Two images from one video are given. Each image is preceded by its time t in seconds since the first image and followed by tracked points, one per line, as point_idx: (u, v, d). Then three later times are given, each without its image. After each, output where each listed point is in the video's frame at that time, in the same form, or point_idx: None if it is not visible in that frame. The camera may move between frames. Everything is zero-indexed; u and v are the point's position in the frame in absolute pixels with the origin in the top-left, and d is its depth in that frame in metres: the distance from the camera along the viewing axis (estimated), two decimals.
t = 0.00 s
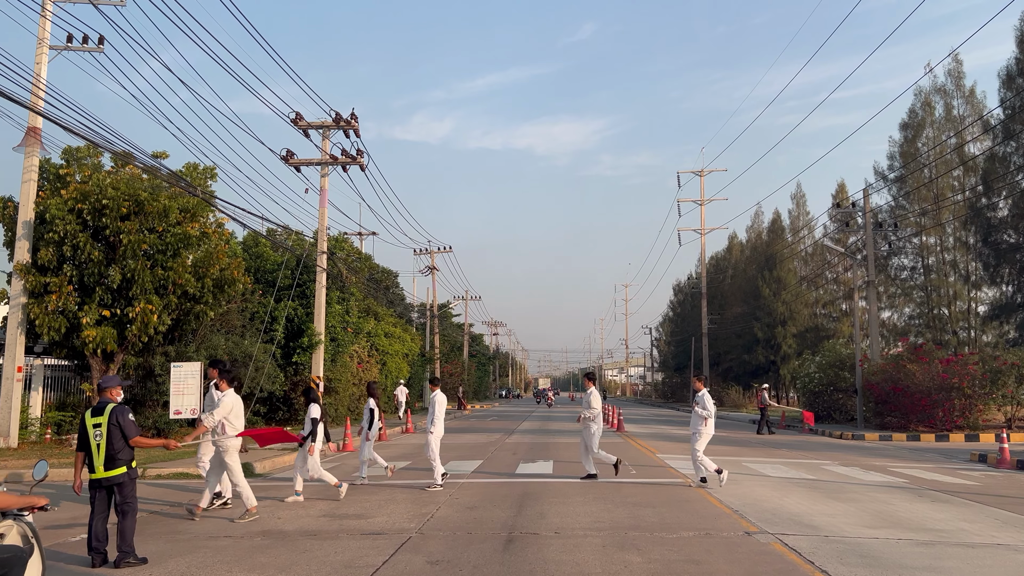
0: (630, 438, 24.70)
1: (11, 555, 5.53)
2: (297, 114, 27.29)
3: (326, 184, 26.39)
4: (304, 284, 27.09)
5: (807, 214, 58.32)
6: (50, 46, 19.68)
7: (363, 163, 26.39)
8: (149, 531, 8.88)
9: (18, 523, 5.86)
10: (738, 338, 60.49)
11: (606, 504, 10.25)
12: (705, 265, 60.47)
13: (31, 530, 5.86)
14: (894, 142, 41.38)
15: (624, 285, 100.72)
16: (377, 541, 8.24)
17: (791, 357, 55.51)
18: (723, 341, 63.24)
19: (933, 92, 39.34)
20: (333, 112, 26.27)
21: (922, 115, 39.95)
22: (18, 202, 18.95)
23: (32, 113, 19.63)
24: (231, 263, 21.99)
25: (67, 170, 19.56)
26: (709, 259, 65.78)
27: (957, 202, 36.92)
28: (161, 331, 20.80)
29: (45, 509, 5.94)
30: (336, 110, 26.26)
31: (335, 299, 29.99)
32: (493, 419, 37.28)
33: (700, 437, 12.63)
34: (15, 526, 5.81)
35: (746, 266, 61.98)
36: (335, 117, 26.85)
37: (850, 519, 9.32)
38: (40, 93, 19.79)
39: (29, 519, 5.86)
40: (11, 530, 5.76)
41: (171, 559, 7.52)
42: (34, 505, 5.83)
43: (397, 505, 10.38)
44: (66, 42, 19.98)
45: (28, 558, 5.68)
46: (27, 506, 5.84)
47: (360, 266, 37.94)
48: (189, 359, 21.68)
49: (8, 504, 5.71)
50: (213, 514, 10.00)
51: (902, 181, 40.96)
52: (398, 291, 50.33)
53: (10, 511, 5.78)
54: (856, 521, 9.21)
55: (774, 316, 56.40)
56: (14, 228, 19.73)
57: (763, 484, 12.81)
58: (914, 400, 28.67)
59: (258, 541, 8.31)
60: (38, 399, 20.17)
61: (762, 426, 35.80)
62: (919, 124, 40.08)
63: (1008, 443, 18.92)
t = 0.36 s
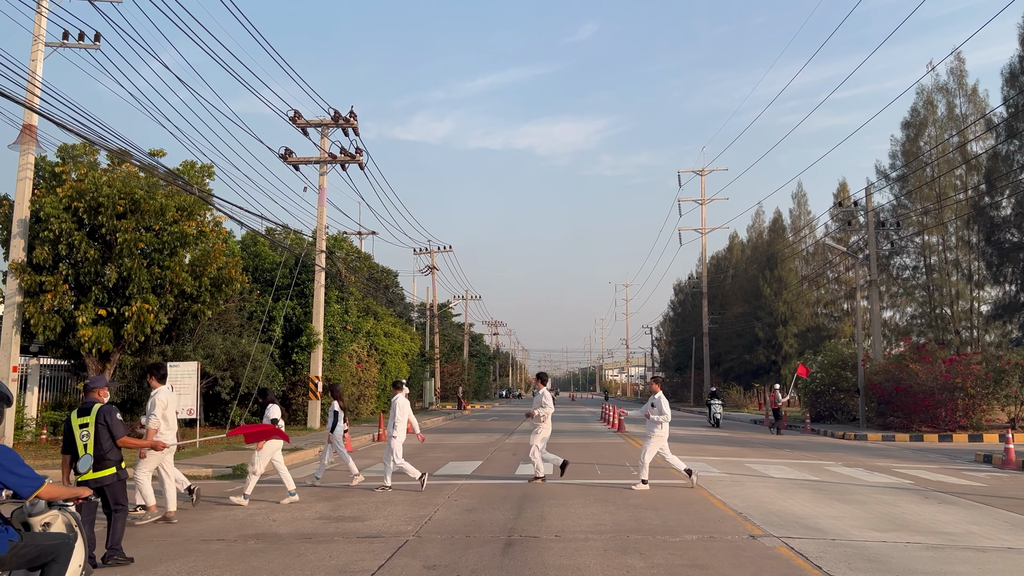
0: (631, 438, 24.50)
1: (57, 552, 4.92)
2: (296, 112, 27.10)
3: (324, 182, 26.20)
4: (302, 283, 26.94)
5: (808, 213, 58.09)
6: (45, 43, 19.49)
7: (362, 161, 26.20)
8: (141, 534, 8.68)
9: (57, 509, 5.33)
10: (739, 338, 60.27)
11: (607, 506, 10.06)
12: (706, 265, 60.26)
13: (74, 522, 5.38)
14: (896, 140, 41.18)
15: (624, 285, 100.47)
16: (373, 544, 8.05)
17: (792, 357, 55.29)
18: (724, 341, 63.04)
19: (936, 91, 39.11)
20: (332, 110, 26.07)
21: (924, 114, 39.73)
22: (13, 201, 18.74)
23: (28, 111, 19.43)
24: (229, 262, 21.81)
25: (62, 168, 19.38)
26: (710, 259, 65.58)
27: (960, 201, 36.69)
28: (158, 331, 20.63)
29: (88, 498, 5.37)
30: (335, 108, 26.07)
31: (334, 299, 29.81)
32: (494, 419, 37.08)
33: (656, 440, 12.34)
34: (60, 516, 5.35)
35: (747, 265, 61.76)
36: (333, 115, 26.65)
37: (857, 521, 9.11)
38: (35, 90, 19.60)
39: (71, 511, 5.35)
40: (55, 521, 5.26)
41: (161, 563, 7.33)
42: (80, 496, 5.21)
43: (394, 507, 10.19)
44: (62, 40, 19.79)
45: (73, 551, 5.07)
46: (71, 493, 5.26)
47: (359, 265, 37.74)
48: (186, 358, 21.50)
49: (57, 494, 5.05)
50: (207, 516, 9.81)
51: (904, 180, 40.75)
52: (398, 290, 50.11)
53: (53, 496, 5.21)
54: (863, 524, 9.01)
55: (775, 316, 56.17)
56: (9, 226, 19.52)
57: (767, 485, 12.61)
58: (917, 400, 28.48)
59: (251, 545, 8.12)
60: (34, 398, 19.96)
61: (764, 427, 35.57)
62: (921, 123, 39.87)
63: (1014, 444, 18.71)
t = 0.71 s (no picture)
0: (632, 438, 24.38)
1: (98, 540, 4.85)
2: (295, 110, 26.95)
3: (323, 180, 26.05)
4: (301, 283, 26.81)
5: (809, 212, 57.94)
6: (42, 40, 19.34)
7: (361, 160, 26.04)
8: (135, 537, 8.54)
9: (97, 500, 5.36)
10: (741, 338, 60.06)
11: (608, 508, 9.91)
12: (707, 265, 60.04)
13: (113, 510, 5.38)
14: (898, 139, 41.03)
15: (625, 286, 100.27)
16: (370, 547, 7.90)
17: (793, 357, 55.13)
18: (725, 341, 62.88)
19: (937, 89, 38.94)
20: (331, 108, 25.93)
21: (926, 112, 39.56)
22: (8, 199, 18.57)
23: (24, 109, 19.27)
24: (227, 261, 21.67)
25: (59, 166, 19.24)
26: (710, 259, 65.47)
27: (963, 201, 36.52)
28: (155, 331, 20.49)
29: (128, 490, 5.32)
30: (333, 106, 25.92)
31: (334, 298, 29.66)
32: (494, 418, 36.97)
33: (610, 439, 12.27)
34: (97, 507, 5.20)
35: (748, 265, 61.60)
36: (332, 113, 26.50)
37: (863, 524, 8.96)
38: (32, 88, 19.44)
39: (110, 501, 5.38)
40: (95, 510, 5.25)
41: (153, 567, 7.17)
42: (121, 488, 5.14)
43: (392, 509, 10.03)
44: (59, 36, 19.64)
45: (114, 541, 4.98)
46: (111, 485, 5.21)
47: (359, 264, 37.63)
48: (183, 358, 21.37)
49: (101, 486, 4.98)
50: (202, 519, 9.66)
51: (906, 179, 40.59)
52: (398, 290, 49.96)
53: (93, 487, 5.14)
54: (869, 526, 8.85)
55: (776, 316, 55.99)
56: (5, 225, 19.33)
57: (769, 487, 12.45)
58: (920, 400, 28.30)
59: (245, 548, 7.96)
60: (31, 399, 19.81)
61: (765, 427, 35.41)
62: (923, 122, 39.73)
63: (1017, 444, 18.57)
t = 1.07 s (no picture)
0: (633, 438, 24.21)
1: (127, 532, 5.17)
2: (293, 108, 26.77)
3: (321, 179, 25.86)
4: (299, 282, 26.65)
5: (811, 212, 57.75)
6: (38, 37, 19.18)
7: (359, 159, 25.85)
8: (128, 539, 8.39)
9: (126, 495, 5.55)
10: (741, 337, 59.84)
11: (609, 511, 9.73)
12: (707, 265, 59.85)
13: (141, 504, 5.56)
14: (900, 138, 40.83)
15: (625, 286, 100.08)
16: (366, 550, 7.72)
17: (794, 357, 54.91)
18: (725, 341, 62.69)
19: (940, 88, 38.74)
20: (329, 106, 25.74)
21: (928, 111, 39.36)
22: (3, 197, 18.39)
23: (19, 106, 19.09)
24: (224, 260, 21.50)
25: (54, 164, 19.08)
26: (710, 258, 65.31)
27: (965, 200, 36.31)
28: (152, 330, 20.33)
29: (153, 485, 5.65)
30: (332, 104, 25.73)
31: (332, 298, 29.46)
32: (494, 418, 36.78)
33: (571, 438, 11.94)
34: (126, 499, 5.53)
35: (749, 265, 61.40)
36: (331, 111, 26.30)
37: (869, 527, 8.79)
38: (27, 85, 19.27)
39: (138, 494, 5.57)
40: (123, 505, 5.47)
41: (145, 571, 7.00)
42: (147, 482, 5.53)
43: (389, 511, 9.85)
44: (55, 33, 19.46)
45: (143, 530, 5.32)
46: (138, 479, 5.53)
47: (358, 264, 37.46)
48: (180, 358, 21.20)
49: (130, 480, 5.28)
50: (196, 521, 9.49)
51: (908, 178, 40.39)
52: (397, 290, 49.76)
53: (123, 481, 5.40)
54: (875, 529, 8.68)
55: (777, 316, 55.76)
56: None
57: (773, 489, 12.25)
58: (922, 400, 28.09)
59: (239, 552, 7.78)
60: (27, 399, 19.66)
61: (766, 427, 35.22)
62: (925, 121, 39.54)
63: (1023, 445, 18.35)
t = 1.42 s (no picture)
0: (635, 439, 23.97)
1: (148, 527, 5.31)
2: (292, 106, 26.56)
3: (320, 177, 25.63)
4: (298, 281, 26.41)
5: (812, 211, 57.51)
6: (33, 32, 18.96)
7: (359, 157, 25.62)
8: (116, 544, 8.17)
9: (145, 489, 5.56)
10: (743, 337, 59.58)
11: (611, 514, 9.48)
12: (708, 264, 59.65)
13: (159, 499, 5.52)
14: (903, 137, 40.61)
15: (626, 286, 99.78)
16: (360, 557, 7.46)
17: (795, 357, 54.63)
18: (727, 341, 62.49)
19: (942, 87, 38.51)
20: (328, 104, 25.51)
21: (931, 110, 39.14)
22: None
23: (14, 103, 18.85)
24: (221, 259, 21.27)
25: (49, 161, 18.89)
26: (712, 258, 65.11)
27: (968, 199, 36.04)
28: (148, 330, 20.12)
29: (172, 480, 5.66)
30: (331, 102, 25.50)
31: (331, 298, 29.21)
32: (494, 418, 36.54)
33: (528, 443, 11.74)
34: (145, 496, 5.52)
35: (750, 265, 61.19)
36: (330, 109, 26.08)
37: (879, 531, 8.52)
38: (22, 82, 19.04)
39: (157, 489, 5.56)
40: (145, 498, 5.44)
41: None
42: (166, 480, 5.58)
43: (386, 514, 9.60)
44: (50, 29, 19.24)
45: (162, 527, 5.47)
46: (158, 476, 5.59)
47: (358, 264, 37.22)
48: (176, 359, 20.98)
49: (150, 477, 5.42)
50: (188, 524, 9.26)
51: (910, 177, 40.14)
52: (397, 289, 49.50)
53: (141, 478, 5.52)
54: (885, 533, 8.43)
55: (778, 316, 55.47)
56: None
57: (778, 491, 11.97)
58: (926, 400, 27.82)
59: (229, 558, 7.52)
60: (21, 399, 19.43)
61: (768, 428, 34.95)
62: (928, 119, 39.33)
63: None
